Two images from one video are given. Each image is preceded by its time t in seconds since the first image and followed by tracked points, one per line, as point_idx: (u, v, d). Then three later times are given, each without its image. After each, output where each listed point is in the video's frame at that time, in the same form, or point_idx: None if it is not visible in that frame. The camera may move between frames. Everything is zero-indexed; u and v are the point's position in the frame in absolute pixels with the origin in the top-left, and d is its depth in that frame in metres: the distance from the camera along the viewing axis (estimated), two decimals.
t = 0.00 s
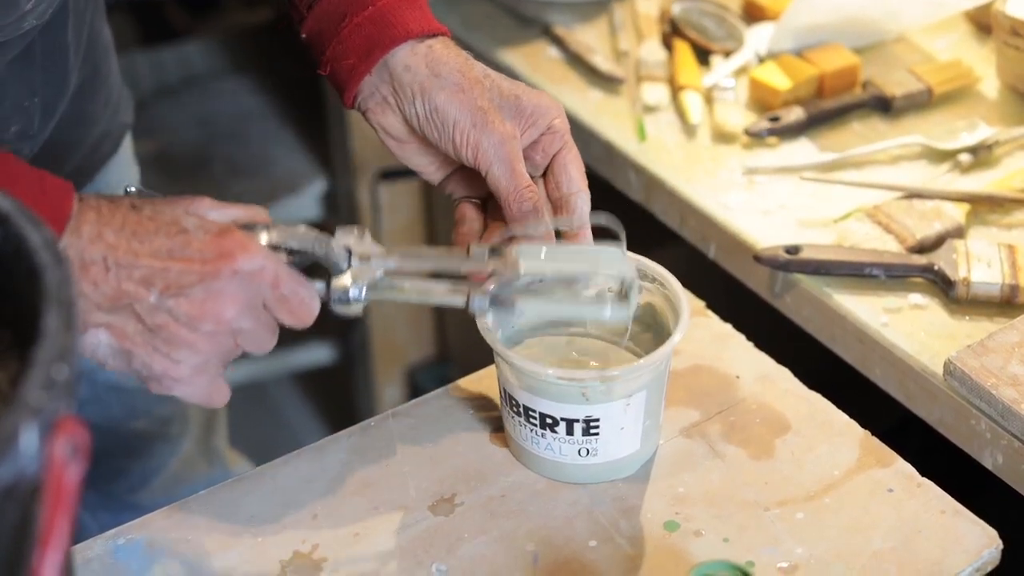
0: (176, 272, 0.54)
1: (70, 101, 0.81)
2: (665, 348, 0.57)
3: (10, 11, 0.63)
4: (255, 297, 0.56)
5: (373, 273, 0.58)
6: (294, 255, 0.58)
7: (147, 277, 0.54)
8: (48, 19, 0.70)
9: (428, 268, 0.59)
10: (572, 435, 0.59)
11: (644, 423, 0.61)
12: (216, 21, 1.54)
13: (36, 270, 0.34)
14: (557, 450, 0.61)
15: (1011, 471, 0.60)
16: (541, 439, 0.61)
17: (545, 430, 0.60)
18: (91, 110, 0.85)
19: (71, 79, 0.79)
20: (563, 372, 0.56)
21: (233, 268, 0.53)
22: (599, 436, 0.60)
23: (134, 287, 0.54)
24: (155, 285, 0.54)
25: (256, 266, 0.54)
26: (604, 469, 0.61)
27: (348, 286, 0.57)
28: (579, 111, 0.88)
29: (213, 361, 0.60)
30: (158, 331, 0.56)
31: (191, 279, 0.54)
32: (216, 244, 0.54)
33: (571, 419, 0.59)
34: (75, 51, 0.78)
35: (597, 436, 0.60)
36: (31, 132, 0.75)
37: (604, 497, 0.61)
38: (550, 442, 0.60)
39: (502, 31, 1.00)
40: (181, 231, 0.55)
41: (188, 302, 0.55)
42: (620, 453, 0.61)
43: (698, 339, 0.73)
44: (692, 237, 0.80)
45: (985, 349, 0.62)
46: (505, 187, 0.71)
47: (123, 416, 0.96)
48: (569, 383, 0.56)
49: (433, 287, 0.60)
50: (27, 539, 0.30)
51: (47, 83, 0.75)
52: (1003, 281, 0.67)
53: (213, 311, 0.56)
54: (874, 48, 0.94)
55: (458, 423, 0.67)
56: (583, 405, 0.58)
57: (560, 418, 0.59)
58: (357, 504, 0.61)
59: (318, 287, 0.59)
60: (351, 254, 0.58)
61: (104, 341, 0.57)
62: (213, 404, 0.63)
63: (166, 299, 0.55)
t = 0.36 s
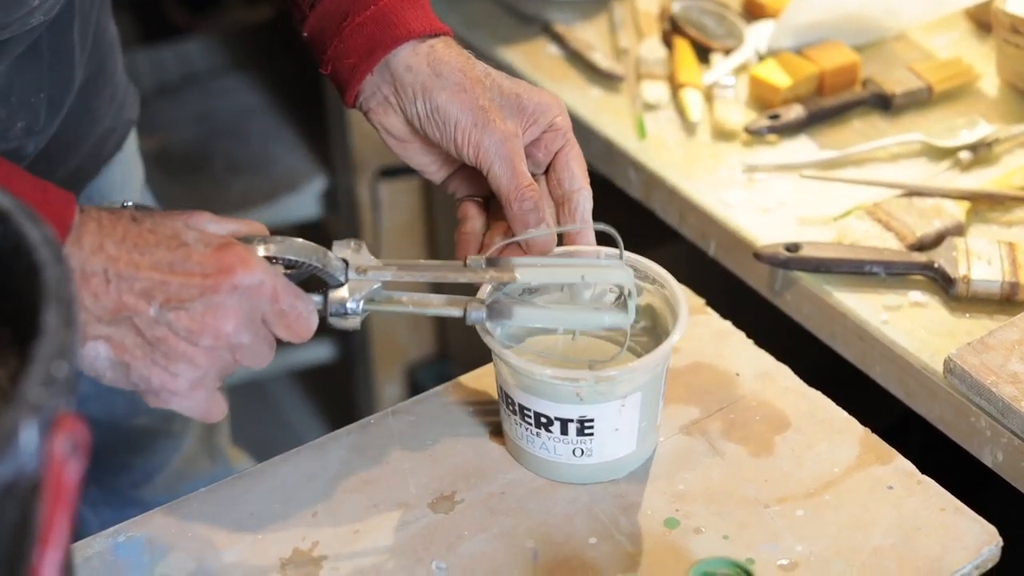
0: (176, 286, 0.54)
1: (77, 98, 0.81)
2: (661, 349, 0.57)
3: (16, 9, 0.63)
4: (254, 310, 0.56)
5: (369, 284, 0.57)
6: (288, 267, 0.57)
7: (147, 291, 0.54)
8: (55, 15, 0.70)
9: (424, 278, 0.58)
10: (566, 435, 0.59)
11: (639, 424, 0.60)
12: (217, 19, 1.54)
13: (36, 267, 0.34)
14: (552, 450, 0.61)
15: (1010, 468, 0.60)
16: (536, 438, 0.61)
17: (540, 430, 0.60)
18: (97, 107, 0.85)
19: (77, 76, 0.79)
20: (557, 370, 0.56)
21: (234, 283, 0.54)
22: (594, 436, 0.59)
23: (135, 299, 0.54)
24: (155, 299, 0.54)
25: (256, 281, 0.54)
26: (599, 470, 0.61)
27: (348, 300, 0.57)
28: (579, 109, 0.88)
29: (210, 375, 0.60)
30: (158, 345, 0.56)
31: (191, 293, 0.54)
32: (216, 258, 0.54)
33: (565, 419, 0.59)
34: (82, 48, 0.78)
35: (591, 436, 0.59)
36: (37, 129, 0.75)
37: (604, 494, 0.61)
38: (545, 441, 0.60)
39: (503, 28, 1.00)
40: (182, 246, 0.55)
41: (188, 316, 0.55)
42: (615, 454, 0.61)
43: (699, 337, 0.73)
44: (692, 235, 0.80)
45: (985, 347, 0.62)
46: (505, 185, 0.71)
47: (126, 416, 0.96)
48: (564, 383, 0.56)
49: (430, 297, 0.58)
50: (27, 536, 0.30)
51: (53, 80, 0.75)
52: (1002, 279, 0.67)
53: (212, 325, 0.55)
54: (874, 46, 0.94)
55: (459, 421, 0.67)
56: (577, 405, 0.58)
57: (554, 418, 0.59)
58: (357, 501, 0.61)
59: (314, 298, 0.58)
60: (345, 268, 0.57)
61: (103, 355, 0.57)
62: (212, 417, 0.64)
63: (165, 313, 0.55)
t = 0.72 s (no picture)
0: (183, 288, 0.52)
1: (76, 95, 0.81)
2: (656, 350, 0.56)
3: (16, 7, 0.63)
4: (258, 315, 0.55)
5: (375, 294, 0.59)
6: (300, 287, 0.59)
7: (150, 290, 0.52)
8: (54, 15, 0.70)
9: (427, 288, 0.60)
10: (560, 435, 0.59)
11: (635, 425, 0.60)
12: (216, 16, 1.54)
13: (35, 265, 0.34)
14: (546, 449, 0.61)
15: (1010, 466, 0.60)
16: (531, 436, 0.60)
17: (534, 428, 0.60)
18: (97, 105, 0.85)
19: (76, 74, 0.79)
20: (550, 370, 0.55)
21: (238, 286, 0.52)
22: (588, 436, 0.59)
23: (135, 300, 0.52)
24: (156, 300, 0.52)
25: (260, 285, 0.53)
26: (595, 470, 0.61)
27: (348, 308, 0.57)
28: (579, 106, 0.88)
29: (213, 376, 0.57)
30: (161, 351, 0.54)
31: (196, 297, 0.52)
32: (222, 261, 0.53)
33: (558, 418, 0.58)
34: (81, 46, 0.78)
35: (585, 436, 0.59)
36: (36, 127, 0.75)
37: (603, 492, 0.61)
38: (540, 440, 0.60)
39: (502, 26, 1.00)
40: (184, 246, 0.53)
41: (190, 320, 0.53)
42: (610, 454, 0.60)
43: (699, 334, 0.73)
44: (692, 232, 0.80)
45: (985, 344, 0.62)
46: (508, 185, 0.71)
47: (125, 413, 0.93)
48: (557, 382, 0.56)
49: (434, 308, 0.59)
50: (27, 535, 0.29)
51: (52, 79, 0.75)
52: (1002, 276, 0.67)
53: (217, 329, 0.54)
54: (873, 43, 0.94)
55: (459, 419, 0.67)
56: (571, 405, 0.57)
57: (548, 417, 0.59)
58: (357, 499, 0.61)
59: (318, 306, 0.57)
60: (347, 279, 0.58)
61: (105, 357, 0.54)
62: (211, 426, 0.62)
63: (168, 316, 0.52)
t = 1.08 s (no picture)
0: (177, 278, 0.54)
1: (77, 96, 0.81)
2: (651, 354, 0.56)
3: (17, 9, 0.63)
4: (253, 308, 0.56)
5: (377, 284, 0.57)
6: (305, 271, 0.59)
7: (146, 283, 0.54)
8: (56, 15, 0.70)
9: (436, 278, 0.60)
10: (555, 435, 0.59)
11: (630, 428, 0.60)
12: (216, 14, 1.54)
13: (35, 264, 0.34)
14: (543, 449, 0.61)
15: (1010, 464, 0.60)
16: (526, 437, 0.60)
17: (529, 428, 0.60)
18: (100, 104, 0.85)
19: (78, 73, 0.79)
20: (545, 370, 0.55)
21: (231, 276, 0.53)
22: (582, 437, 0.59)
23: (132, 293, 0.54)
24: (151, 293, 0.54)
25: (256, 275, 0.54)
26: (588, 472, 0.61)
27: (353, 297, 0.56)
28: (579, 105, 0.88)
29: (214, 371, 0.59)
30: (159, 345, 0.56)
31: (190, 288, 0.54)
32: (215, 253, 0.54)
33: (553, 418, 0.58)
34: (84, 45, 0.78)
35: (580, 437, 0.59)
36: (36, 127, 0.75)
37: (603, 490, 0.61)
38: (534, 440, 0.60)
39: (502, 25, 1.00)
40: (179, 240, 0.55)
41: (186, 311, 0.54)
42: (605, 457, 0.60)
43: (698, 332, 0.73)
44: (691, 231, 0.80)
45: (984, 342, 0.62)
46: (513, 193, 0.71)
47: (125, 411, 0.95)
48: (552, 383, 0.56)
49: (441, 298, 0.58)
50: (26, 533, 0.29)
51: (55, 78, 0.75)
52: (1002, 274, 0.67)
53: (212, 320, 0.55)
54: (873, 42, 0.94)
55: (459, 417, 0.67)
56: (565, 406, 0.57)
57: (543, 417, 0.58)
58: (357, 498, 0.61)
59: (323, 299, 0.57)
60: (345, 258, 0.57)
61: (101, 354, 0.56)
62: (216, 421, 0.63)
63: (163, 307, 0.54)
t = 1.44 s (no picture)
0: (338, 317, 0.47)
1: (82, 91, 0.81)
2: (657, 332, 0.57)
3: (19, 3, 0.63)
4: (423, 363, 0.47)
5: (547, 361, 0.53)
6: (474, 334, 0.55)
7: (304, 323, 0.47)
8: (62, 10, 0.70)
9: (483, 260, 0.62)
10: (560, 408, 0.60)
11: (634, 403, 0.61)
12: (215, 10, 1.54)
13: (33, 260, 0.34)
14: (548, 422, 0.62)
15: (1009, 460, 0.61)
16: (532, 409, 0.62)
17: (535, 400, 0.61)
18: (106, 100, 0.85)
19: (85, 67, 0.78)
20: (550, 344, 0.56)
21: (398, 317, 0.47)
22: (586, 411, 0.60)
23: (292, 332, 0.47)
24: (311, 328, 0.47)
25: (422, 321, 0.47)
26: (593, 445, 0.62)
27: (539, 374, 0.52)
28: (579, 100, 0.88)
29: (380, 429, 0.47)
30: (315, 390, 0.46)
31: (353, 326, 0.47)
32: (385, 296, 0.48)
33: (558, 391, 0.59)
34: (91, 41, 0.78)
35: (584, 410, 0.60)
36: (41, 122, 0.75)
37: (603, 486, 0.61)
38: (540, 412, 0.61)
39: (501, 21, 0.99)
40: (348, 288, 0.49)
41: (341, 350, 0.46)
42: (610, 430, 0.62)
43: (698, 327, 0.73)
44: (691, 227, 0.80)
45: (983, 338, 0.62)
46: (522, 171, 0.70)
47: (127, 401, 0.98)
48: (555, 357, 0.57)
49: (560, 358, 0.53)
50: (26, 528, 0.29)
51: (61, 74, 0.75)
52: (1001, 270, 0.67)
53: (371, 362, 0.46)
54: (873, 37, 0.94)
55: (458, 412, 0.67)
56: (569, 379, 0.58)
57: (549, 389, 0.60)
58: (357, 493, 0.61)
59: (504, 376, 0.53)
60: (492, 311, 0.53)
61: (258, 397, 0.47)
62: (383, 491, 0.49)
63: (321, 345, 0.46)
